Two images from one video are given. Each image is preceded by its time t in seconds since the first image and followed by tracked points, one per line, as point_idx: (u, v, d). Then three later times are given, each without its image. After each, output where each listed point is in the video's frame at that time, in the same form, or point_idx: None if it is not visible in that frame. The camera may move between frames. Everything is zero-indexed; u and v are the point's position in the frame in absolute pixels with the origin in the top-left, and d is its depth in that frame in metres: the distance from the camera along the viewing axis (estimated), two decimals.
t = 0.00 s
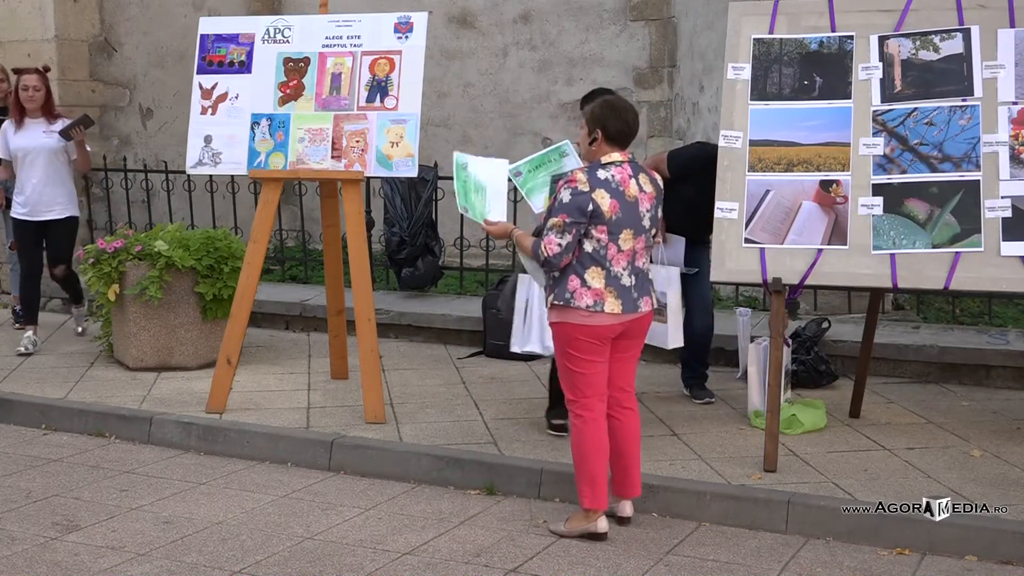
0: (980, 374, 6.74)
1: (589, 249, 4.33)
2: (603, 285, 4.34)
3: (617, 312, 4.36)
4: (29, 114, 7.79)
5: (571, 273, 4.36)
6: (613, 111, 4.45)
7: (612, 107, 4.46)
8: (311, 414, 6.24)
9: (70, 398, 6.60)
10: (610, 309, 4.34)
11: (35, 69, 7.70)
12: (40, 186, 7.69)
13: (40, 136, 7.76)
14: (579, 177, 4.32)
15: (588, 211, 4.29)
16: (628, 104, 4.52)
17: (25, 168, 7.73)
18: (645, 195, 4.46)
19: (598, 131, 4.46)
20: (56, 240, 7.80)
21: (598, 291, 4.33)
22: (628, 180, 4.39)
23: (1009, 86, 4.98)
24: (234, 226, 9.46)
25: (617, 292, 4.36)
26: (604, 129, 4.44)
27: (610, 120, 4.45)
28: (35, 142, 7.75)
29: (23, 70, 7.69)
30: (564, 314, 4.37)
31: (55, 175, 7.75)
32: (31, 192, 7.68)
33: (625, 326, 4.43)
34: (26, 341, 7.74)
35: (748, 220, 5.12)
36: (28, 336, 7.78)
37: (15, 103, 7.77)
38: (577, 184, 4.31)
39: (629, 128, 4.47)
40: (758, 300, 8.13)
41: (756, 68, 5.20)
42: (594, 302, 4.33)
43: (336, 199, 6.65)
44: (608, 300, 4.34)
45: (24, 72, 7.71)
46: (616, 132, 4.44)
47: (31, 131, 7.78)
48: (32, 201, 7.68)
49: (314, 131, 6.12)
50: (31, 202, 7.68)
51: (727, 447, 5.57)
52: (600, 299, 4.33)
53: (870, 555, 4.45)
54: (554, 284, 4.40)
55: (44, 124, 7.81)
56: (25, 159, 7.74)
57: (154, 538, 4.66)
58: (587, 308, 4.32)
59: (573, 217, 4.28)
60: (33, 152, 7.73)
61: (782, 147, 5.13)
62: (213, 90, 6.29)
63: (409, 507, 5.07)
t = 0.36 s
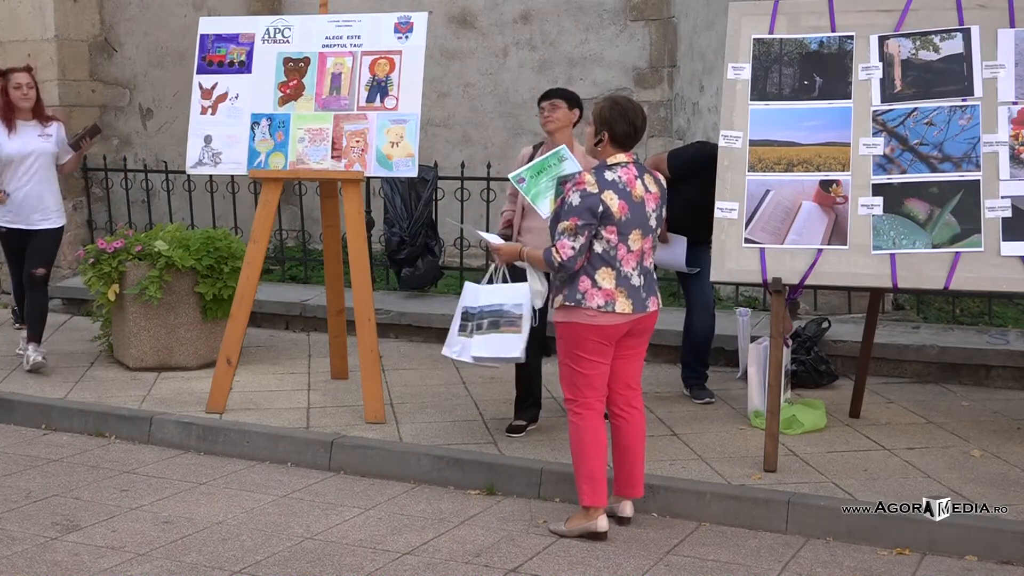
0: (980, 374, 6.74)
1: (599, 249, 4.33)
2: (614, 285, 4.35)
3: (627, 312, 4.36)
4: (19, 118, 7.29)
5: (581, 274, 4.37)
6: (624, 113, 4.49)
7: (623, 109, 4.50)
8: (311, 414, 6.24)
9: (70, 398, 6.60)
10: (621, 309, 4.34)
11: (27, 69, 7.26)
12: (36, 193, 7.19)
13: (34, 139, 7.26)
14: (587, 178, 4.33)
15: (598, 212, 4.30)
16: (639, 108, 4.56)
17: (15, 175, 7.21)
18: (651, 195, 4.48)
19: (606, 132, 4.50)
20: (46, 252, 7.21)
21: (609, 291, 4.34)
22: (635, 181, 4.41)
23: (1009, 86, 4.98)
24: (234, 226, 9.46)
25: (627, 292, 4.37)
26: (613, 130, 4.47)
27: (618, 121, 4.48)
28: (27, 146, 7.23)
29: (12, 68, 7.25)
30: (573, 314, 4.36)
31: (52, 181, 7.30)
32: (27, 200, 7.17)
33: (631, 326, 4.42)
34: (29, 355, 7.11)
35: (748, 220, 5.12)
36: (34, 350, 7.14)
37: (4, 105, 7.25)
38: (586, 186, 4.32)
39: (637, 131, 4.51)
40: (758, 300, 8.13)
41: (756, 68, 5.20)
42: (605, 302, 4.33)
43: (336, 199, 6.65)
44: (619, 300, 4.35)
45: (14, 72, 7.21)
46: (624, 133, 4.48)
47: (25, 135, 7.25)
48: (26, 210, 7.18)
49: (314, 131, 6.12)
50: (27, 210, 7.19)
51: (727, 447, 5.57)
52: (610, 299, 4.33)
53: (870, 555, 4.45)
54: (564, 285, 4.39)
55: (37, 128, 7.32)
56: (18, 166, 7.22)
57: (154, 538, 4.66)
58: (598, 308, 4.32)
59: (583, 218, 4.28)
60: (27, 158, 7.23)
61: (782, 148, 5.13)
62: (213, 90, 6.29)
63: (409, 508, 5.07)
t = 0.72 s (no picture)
0: (980, 374, 6.73)
1: (597, 251, 4.34)
2: (612, 287, 4.35)
3: (626, 313, 4.37)
4: (21, 113, 6.98)
5: (579, 275, 4.37)
6: (620, 113, 4.49)
7: (621, 110, 4.49)
8: (311, 414, 6.24)
9: (70, 398, 6.60)
10: (619, 310, 4.35)
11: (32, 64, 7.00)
12: (45, 192, 6.92)
13: (38, 137, 6.97)
14: (586, 181, 4.34)
15: (596, 215, 4.30)
16: (637, 107, 4.55)
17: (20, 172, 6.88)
18: (650, 197, 4.48)
19: (605, 133, 4.50)
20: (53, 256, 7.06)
21: (607, 292, 4.34)
22: (634, 183, 4.41)
23: (1009, 86, 4.98)
24: (234, 226, 9.46)
25: (625, 293, 4.37)
26: (611, 131, 4.47)
27: (616, 123, 4.48)
28: (33, 143, 6.94)
29: (18, 62, 6.95)
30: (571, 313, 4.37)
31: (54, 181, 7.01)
32: (36, 198, 6.88)
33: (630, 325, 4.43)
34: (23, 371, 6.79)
35: (748, 220, 5.13)
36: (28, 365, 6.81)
37: (7, 100, 6.95)
38: (584, 188, 4.32)
39: (634, 131, 4.51)
40: (758, 300, 8.13)
41: (756, 68, 5.20)
42: (603, 303, 4.33)
43: (336, 199, 6.65)
44: (617, 301, 4.35)
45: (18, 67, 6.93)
46: (623, 134, 4.48)
47: (28, 132, 6.96)
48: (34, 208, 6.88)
49: (314, 131, 6.12)
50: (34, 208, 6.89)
51: (727, 447, 5.57)
52: (609, 301, 4.34)
53: (870, 555, 4.45)
54: (562, 287, 4.40)
55: (41, 125, 7.03)
56: (23, 162, 6.89)
57: (154, 538, 4.66)
58: (597, 309, 4.32)
59: (581, 220, 4.29)
60: (32, 155, 6.91)
61: (782, 148, 5.13)
62: (213, 90, 6.29)
63: (409, 507, 5.07)
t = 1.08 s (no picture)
0: (980, 374, 6.73)
1: (575, 251, 4.38)
2: (592, 286, 4.38)
3: (605, 313, 4.38)
4: (29, 111, 6.44)
5: (558, 274, 4.42)
6: (603, 113, 4.53)
7: (603, 111, 4.53)
8: (311, 414, 6.24)
9: (71, 398, 6.60)
10: (598, 310, 4.37)
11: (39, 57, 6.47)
12: (62, 196, 6.44)
13: (50, 137, 6.46)
14: (565, 181, 4.39)
15: (573, 215, 4.35)
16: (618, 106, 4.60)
17: (33, 175, 6.37)
18: (634, 197, 4.49)
19: (589, 135, 4.54)
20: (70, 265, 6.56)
21: (586, 292, 4.37)
22: (616, 184, 4.44)
23: (1009, 86, 4.98)
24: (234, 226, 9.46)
25: (605, 293, 4.39)
26: (595, 132, 4.51)
27: (600, 124, 4.52)
28: (46, 144, 6.43)
29: (24, 55, 6.41)
30: (547, 312, 4.43)
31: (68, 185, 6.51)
32: (54, 204, 6.40)
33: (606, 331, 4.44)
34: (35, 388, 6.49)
35: (748, 220, 5.12)
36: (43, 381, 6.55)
37: (14, 96, 6.38)
38: (563, 189, 4.37)
39: (619, 131, 4.54)
40: (758, 300, 8.13)
41: (756, 68, 5.20)
42: (582, 303, 4.36)
43: (336, 198, 6.64)
44: (596, 301, 4.37)
45: (24, 61, 6.38)
46: (607, 135, 4.52)
47: (39, 131, 6.44)
48: (52, 213, 6.39)
49: (314, 131, 6.11)
50: (52, 215, 6.40)
51: (727, 447, 5.57)
52: (588, 300, 4.36)
53: (870, 555, 4.45)
54: (543, 286, 4.44)
55: (51, 123, 6.51)
56: (37, 165, 6.38)
57: (153, 538, 4.66)
58: (575, 308, 4.36)
59: (556, 220, 4.34)
60: (46, 157, 6.41)
61: (782, 148, 5.13)
62: (213, 90, 6.29)
63: (409, 508, 5.07)
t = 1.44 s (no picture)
0: (980, 374, 6.73)
1: (522, 250, 4.44)
2: (539, 285, 4.43)
3: (553, 312, 4.42)
4: (57, 138, 5.83)
5: (507, 273, 4.48)
6: (557, 115, 4.53)
7: (557, 112, 4.54)
8: (311, 414, 6.24)
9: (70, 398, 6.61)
10: (545, 309, 4.41)
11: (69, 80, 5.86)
12: (91, 230, 5.77)
13: (79, 165, 5.81)
14: (513, 181, 4.43)
15: (517, 215, 4.39)
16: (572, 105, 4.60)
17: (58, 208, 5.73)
18: (585, 197, 4.51)
19: (542, 136, 4.55)
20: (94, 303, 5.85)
21: (533, 291, 4.42)
22: (564, 183, 4.46)
23: (1009, 86, 4.98)
24: (234, 226, 9.45)
25: (553, 292, 4.43)
26: (549, 132, 4.52)
27: (554, 124, 4.52)
28: (73, 173, 5.77)
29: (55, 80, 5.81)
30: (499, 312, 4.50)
31: (99, 216, 5.85)
32: (79, 239, 5.73)
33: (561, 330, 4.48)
34: (74, 438, 5.93)
35: (748, 220, 5.12)
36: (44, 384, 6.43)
37: (41, 123, 5.77)
38: (509, 188, 4.42)
39: (573, 131, 4.55)
40: (758, 300, 8.13)
41: (756, 68, 5.20)
42: (529, 302, 4.42)
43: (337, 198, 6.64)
44: (544, 300, 4.42)
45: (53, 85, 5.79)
46: (561, 135, 4.53)
47: (68, 158, 5.80)
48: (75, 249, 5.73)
49: (314, 131, 6.12)
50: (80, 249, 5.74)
51: (727, 447, 5.57)
52: (535, 299, 4.42)
53: (870, 555, 4.45)
54: (493, 285, 4.52)
55: (80, 150, 5.88)
56: (64, 196, 5.74)
57: (154, 538, 4.66)
58: (522, 307, 4.42)
59: (501, 218, 4.39)
60: (73, 187, 5.76)
61: (782, 148, 5.13)
62: (213, 90, 6.29)
63: (409, 508, 5.07)
